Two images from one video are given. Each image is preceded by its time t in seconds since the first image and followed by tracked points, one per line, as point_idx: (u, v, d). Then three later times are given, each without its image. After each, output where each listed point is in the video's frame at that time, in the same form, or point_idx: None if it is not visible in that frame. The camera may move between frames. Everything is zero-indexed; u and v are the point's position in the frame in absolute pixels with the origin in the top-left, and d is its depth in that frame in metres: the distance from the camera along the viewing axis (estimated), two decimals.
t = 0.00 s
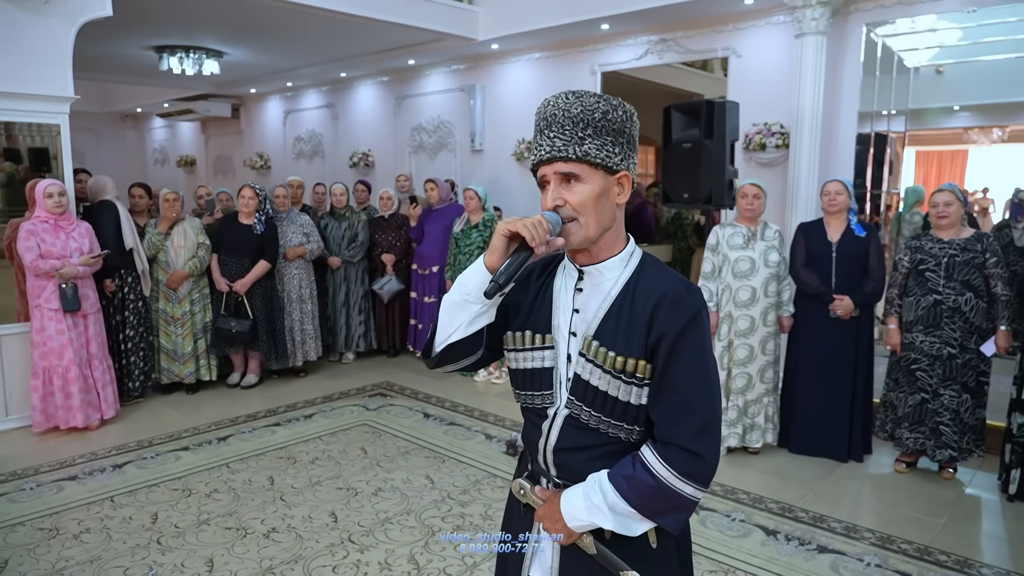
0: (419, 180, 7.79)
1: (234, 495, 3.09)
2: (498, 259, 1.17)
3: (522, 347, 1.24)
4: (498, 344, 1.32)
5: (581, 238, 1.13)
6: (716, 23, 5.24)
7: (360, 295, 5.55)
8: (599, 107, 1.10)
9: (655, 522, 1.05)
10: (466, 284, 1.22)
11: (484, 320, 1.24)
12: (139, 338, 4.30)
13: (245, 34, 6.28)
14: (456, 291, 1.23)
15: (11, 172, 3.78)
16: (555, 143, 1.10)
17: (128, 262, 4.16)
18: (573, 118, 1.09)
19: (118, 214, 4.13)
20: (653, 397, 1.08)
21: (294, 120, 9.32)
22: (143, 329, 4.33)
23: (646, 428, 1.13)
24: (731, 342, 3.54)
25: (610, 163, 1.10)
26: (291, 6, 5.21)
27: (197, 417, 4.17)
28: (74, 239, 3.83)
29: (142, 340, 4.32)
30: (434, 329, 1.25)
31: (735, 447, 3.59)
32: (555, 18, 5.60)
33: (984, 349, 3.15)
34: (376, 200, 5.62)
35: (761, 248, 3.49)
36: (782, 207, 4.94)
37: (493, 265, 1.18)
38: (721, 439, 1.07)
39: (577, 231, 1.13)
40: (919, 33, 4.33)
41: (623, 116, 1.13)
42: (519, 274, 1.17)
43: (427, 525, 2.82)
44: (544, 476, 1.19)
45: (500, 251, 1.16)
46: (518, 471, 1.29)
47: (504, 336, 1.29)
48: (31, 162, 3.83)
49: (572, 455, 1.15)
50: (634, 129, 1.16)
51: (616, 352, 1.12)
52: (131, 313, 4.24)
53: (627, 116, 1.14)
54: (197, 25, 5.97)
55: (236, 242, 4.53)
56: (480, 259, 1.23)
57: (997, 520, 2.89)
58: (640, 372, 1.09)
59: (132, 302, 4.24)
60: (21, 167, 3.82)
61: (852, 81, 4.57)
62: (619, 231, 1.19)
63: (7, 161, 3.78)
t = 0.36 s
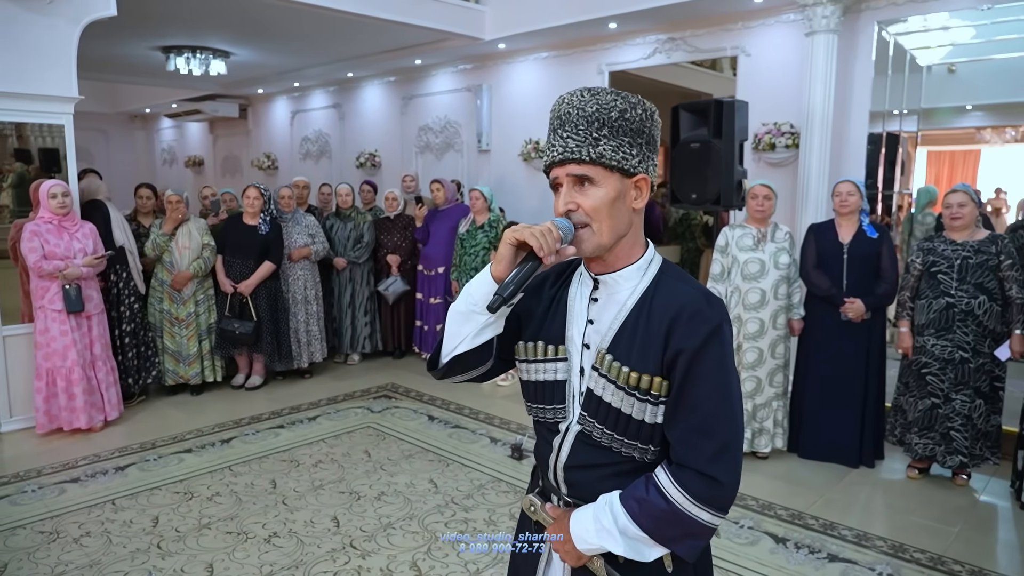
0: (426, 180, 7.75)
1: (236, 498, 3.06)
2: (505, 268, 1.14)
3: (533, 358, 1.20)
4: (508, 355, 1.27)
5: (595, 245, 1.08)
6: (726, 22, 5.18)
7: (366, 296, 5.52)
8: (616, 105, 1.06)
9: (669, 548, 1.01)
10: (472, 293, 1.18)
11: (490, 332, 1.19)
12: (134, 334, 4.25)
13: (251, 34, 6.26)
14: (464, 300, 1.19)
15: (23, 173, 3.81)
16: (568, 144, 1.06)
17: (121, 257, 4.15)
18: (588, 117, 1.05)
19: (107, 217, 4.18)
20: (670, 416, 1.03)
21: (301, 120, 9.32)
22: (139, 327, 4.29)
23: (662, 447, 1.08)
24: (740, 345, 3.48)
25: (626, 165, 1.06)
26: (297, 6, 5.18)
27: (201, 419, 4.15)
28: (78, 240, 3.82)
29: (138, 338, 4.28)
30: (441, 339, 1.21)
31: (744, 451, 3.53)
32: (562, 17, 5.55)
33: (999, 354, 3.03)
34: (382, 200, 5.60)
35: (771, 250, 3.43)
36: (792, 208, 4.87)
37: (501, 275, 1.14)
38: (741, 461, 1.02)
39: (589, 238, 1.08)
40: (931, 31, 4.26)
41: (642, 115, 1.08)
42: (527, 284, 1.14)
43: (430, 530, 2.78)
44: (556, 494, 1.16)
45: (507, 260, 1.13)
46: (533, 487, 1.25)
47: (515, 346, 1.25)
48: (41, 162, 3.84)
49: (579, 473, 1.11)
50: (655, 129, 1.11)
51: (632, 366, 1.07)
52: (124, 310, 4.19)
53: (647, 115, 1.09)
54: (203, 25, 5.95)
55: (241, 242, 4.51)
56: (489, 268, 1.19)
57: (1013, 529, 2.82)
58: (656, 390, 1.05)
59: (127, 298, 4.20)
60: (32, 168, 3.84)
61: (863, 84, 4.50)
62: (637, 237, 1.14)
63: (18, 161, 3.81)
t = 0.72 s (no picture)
0: (432, 181, 7.73)
1: (239, 501, 3.05)
2: (501, 269, 1.12)
3: (534, 362, 1.17)
4: (509, 359, 1.25)
5: (597, 246, 1.06)
6: (734, 21, 5.13)
7: (372, 297, 5.50)
8: (624, 104, 1.02)
9: (665, 565, 0.97)
10: (470, 293, 1.16)
11: (488, 334, 1.16)
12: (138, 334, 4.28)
13: (258, 35, 6.26)
14: (461, 301, 1.17)
15: (32, 173, 3.82)
16: (573, 141, 1.03)
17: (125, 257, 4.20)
18: (595, 115, 1.02)
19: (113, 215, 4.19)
20: (669, 426, 1.00)
21: (308, 120, 9.32)
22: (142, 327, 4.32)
23: (662, 459, 1.05)
24: (748, 347, 3.45)
25: (631, 165, 1.02)
26: (303, 6, 5.17)
27: (206, 420, 4.14)
28: (84, 240, 3.82)
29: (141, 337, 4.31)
30: (438, 341, 1.18)
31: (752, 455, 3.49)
32: (569, 17, 5.52)
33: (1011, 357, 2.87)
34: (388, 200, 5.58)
35: (780, 251, 3.39)
36: (801, 209, 4.82)
37: (495, 275, 1.13)
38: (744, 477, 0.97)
39: (591, 238, 1.05)
40: (943, 30, 4.20)
41: (652, 115, 1.04)
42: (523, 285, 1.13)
43: (434, 534, 2.75)
44: (554, 504, 1.13)
45: (504, 260, 1.12)
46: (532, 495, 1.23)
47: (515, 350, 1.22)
48: (53, 163, 3.86)
49: (578, 483, 1.09)
50: (667, 131, 1.07)
51: (632, 372, 1.04)
52: (129, 310, 4.21)
53: (658, 116, 1.06)
54: (210, 26, 5.96)
55: (245, 243, 4.50)
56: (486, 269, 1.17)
57: None
58: (655, 398, 1.01)
59: (130, 298, 4.21)
60: (43, 168, 3.84)
61: (872, 86, 4.48)
62: (644, 241, 1.10)
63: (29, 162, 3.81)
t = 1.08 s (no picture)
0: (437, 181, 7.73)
1: (241, 501, 3.05)
2: (480, 259, 1.12)
3: (517, 357, 1.17)
4: (494, 353, 1.26)
5: (577, 241, 1.06)
6: (739, 21, 5.11)
7: (376, 297, 5.50)
8: (613, 104, 1.02)
9: (635, 565, 0.96)
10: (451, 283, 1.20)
11: (468, 324, 1.18)
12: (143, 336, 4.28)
13: (264, 36, 6.28)
14: (443, 292, 1.20)
15: (41, 174, 3.83)
16: (561, 138, 1.04)
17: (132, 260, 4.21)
18: (583, 113, 1.03)
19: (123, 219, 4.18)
20: (642, 421, 0.98)
21: (314, 121, 9.34)
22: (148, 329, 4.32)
23: (636, 457, 1.03)
24: (753, 348, 3.43)
25: (617, 163, 1.02)
26: (307, 7, 5.17)
27: (209, 420, 4.14)
28: (88, 241, 3.82)
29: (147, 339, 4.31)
30: (421, 331, 1.20)
31: (757, 458, 3.47)
32: (574, 17, 5.51)
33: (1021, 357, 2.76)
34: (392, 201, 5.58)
35: (785, 252, 3.36)
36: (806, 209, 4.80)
37: (473, 264, 1.13)
38: (716, 479, 0.95)
39: (573, 234, 1.06)
40: (950, 30, 4.16)
41: (641, 115, 1.04)
42: (501, 276, 1.12)
43: (435, 536, 2.75)
44: (533, 501, 1.13)
45: (483, 251, 1.11)
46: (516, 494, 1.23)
47: (500, 344, 1.24)
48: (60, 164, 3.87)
49: (556, 479, 1.08)
50: (657, 131, 1.07)
51: (607, 366, 1.03)
52: (135, 312, 4.23)
53: (650, 118, 1.05)
54: (215, 27, 5.97)
55: (248, 244, 4.50)
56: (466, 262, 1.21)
57: None
58: (629, 394, 1.00)
59: (137, 301, 4.23)
60: (51, 169, 3.86)
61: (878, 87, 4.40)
62: (629, 239, 1.10)
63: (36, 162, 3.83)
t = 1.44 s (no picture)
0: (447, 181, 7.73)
1: (248, 500, 3.06)
2: (458, 257, 1.20)
3: (501, 354, 1.25)
4: (479, 352, 1.33)
5: (555, 240, 1.14)
6: (750, 20, 5.08)
7: (384, 297, 5.51)
8: (586, 108, 1.10)
9: (607, 555, 1.03)
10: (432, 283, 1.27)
11: (449, 322, 1.26)
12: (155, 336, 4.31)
13: (274, 36, 6.30)
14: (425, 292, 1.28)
15: (58, 174, 3.86)
16: (537, 142, 1.12)
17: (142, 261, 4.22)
18: (558, 117, 1.11)
19: (138, 219, 4.23)
20: (615, 415, 1.06)
21: (325, 121, 9.37)
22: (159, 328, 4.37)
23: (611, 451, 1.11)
24: (762, 350, 3.40)
25: (590, 164, 1.10)
26: (316, 7, 5.18)
27: (218, 419, 4.16)
28: (99, 241, 3.85)
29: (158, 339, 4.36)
30: (406, 329, 1.28)
31: (765, 460, 3.44)
32: (583, 17, 5.49)
33: None
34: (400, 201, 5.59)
35: (795, 253, 3.33)
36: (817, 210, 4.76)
37: (451, 262, 1.20)
38: (685, 470, 1.02)
39: (550, 233, 1.14)
40: (965, 28, 4.13)
41: (614, 118, 1.11)
42: (478, 273, 1.20)
43: (441, 535, 2.75)
44: (514, 493, 1.21)
45: (461, 250, 1.19)
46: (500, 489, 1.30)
47: (484, 341, 1.31)
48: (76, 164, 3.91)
49: (535, 472, 1.16)
50: (631, 132, 1.14)
51: (584, 361, 1.11)
52: (146, 313, 4.27)
53: (622, 119, 1.12)
54: (226, 28, 6.00)
55: (256, 243, 4.52)
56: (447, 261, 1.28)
57: None
58: (603, 389, 1.08)
59: (148, 301, 4.26)
60: (67, 169, 3.90)
61: (892, 83, 4.36)
62: (606, 237, 1.17)
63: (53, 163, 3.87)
